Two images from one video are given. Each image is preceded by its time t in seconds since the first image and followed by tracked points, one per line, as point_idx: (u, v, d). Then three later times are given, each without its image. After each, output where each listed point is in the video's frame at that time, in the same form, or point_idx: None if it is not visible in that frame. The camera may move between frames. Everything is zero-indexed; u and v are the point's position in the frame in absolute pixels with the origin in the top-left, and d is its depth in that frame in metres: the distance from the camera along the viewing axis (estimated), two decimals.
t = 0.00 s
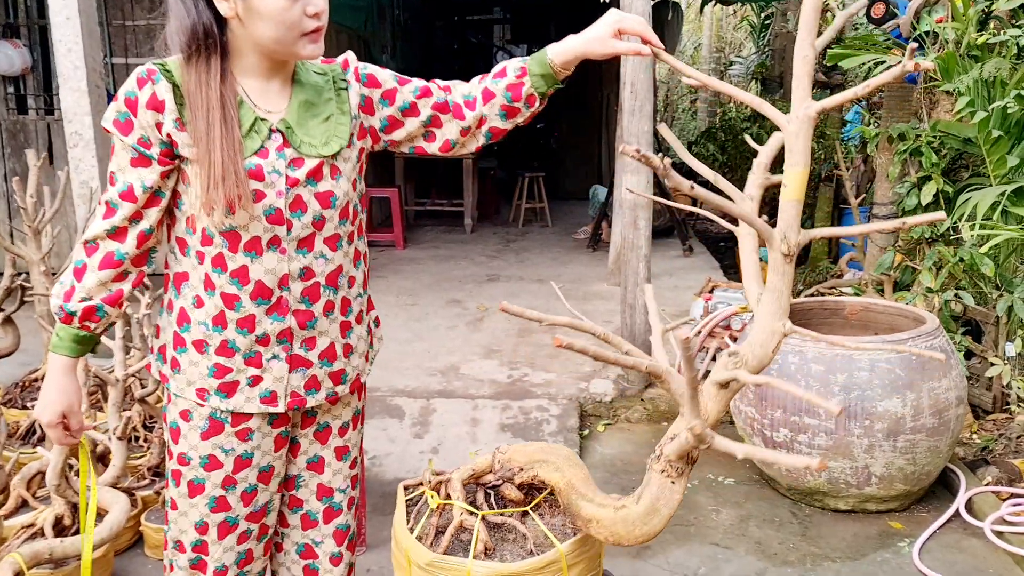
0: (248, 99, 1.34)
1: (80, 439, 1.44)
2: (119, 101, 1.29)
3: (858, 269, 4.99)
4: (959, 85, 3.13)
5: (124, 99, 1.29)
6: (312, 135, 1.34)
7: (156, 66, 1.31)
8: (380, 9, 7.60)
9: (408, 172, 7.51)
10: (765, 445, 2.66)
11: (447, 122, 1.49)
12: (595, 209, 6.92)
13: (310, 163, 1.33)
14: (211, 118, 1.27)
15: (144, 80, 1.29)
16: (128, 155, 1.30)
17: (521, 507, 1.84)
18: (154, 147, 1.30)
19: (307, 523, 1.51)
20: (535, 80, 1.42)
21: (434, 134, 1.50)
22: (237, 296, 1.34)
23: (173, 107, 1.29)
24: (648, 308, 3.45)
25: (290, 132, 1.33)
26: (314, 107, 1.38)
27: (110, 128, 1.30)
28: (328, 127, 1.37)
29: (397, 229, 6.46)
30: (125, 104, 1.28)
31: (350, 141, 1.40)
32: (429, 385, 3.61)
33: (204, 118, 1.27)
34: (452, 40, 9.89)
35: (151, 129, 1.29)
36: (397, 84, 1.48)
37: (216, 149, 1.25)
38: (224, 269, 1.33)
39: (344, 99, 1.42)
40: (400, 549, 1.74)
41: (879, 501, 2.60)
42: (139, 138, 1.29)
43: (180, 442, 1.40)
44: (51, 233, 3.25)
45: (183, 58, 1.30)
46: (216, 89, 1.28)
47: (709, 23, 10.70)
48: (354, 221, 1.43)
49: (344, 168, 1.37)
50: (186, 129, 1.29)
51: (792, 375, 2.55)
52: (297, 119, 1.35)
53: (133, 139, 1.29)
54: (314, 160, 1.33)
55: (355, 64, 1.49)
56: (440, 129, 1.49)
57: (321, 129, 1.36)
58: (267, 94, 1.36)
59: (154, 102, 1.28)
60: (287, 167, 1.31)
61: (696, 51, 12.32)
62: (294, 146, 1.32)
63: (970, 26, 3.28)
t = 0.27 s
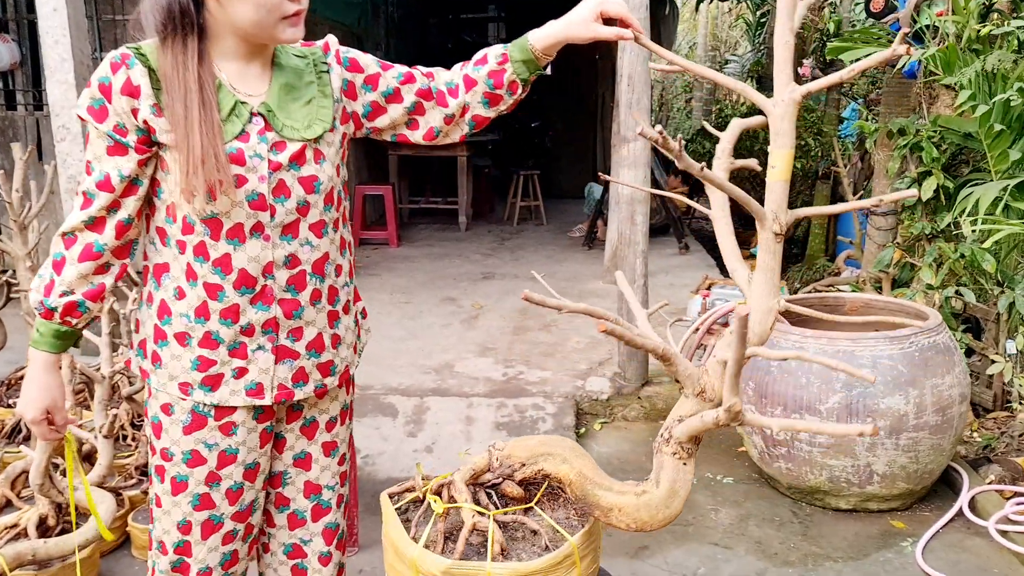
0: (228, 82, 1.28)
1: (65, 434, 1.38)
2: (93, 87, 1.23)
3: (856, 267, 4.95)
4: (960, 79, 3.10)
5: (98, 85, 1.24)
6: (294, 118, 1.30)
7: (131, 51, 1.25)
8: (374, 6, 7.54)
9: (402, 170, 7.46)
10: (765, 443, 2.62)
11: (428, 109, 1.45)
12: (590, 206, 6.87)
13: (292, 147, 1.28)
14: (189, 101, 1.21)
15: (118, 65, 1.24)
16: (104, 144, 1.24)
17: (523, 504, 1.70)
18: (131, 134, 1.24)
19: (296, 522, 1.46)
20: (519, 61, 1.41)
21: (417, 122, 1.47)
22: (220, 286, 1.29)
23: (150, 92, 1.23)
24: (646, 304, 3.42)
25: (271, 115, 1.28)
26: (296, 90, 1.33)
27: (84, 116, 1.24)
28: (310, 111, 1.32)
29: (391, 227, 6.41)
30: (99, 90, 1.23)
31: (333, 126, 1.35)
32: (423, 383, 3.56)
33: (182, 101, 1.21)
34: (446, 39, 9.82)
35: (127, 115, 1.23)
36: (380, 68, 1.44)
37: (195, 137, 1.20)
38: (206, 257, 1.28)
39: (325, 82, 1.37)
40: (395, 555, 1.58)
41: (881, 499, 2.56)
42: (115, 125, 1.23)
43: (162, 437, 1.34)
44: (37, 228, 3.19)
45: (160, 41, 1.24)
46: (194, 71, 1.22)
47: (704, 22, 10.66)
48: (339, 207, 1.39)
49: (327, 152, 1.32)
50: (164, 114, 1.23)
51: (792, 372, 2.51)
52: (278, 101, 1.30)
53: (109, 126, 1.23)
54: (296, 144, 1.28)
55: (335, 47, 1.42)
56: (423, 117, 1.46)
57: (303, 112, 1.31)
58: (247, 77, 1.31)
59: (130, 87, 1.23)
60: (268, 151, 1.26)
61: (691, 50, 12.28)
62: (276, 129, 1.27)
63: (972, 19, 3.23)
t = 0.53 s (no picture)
0: (187, 59, 1.24)
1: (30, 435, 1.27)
2: (46, 67, 1.18)
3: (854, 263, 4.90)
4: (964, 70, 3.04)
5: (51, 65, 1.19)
6: (259, 97, 1.26)
7: (84, 29, 1.20)
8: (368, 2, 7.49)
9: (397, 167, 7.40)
10: (766, 440, 2.56)
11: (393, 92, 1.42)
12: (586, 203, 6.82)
13: (259, 125, 1.24)
14: (149, 75, 1.16)
15: (71, 44, 1.19)
16: (60, 126, 1.19)
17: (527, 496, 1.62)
18: (88, 115, 1.19)
19: (275, 517, 1.40)
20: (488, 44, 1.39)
21: (382, 107, 1.44)
22: (189, 272, 1.24)
23: (105, 71, 1.18)
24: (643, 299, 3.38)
25: (235, 94, 1.24)
26: (260, 69, 1.30)
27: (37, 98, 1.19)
28: (274, 91, 1.29)
29: (385, 224, 6.34)
30: (53, 70, 1.18)
31: (299, 107, 1.31)
32: (417, 379, 3.50)
33: (142, 73, 1.17)
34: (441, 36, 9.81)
35: (82, 93, 1.18)
36: (344, 50, 1.40)
37: (150, 107, 1.15)
38: (172, 241, 1.23)
39: (289, 61, 1.33)
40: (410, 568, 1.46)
41: (885, 497, 2.51)
42: (71, 105, 1.18)
43: (130, 431, 1.29)
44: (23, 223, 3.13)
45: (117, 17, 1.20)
46: (153, 43, 1.18)
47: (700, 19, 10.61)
48: (308, 189, 1.35)
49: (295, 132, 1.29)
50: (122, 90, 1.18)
51: (794, 366, 2.46)
52: (242, 80, 1.26)
53: (64, 105, 1.18)
54: (262, 122, 1.25)
55: (298, 26, 1.39)
56: (388, 101, 1.43)
57: (268, 91, 1.28)
58: (207, 55, 1.26)
59: (84, 65, 1.18)
60: (234, 130, 1.22)
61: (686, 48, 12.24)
62: (240, 108, 1.24)
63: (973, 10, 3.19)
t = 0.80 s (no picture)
0: (141, 38, 1.22)
1: None
2: None
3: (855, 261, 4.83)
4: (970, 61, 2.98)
5: None
6: (218, 79, 1.26)
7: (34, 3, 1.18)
8: None
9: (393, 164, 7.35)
10: (769, 437, 2.51)
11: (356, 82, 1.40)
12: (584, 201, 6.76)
13: (218, 108, 1.24)
14: (100, 51, 1.14)
15: (20, 18, 1.17)
16: (7, 107, 1.19)
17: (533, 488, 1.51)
18: (36, 95, 1.18)
19: (243, 513, 1.38)
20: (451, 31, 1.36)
21: (344, 95, 1.41)
22: (143, 259, 1.23)
23: (55, 48, 1.17)
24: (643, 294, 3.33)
25: (193, 75, 1.23)
26: (219, 51, 1.28)
27: None
28: (232, 73, 1.28)
29: (381, 221, 6.28)
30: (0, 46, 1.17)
31: (259, 90, 1.30)
32: (413, 376, 3.45)
33: (91, 49, 1.14)
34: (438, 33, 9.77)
35: (30, 71, 1.17)
36: (305, 36, 1.39)
37: (103, 84, 1.13)
38: (126, 228, 1.22)
39: (248, 44, 1.32)
40: (415, 573, 1.31)
41: (890, 495, 2.46)
42: (18, 83, 1.18)
43: (86, 424, 1.26)
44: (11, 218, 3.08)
45: None
46: (106, 18, 1.14)
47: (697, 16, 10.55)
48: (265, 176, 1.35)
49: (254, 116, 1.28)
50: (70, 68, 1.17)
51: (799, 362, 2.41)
52: (200, 62, 1.25)
53: (12, 83, 1.17)
54: (221, 106, 1.24)
55: (257, 9, 1.37)
56: (349, 90, 1.41)
57: (227, 74, 1.27)
58: (163, 35, 1.24)
59: (32, 41, 1.17)
60: (192, 112, 1.21)
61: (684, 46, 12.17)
62: (198, 90, 1.23)
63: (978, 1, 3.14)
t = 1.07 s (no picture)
0: (90, 14, 1.15)
1: None
2: None
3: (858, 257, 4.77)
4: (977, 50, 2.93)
5: None
6: (173, 59, 1.20)
7: None
8: None
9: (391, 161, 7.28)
10: (774, 434, 2.45)
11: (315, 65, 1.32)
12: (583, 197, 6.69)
13: (172, 89, 1.18)
14: (47, 25, 1.07)
15: None
16: None
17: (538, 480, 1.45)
18: None
19: (210, 507, 1.32)
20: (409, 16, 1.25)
21: (304, 78, 1.33)
22: (94, 246, 1.17)
23: None
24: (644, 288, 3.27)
25: (146, 55, 1.17)
26: (174, 30, 1.21)
27: None
28: (188, 54, 1.21)
29: (379, 218, 6.21)
30: None
31: (217, 70, 1.24)
32: (411, 373, 3.39)
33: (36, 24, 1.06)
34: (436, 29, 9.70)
35: None
36: (264, 16, 1.31)
37: (49, 59, 1.06)
38: (76, 213, 1.16)
39: (205, 23, 1.24)
40: None
41: (898, 493, 2.41)
42: None
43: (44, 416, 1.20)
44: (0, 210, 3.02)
45: None
46: None
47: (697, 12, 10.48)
48: (225, 159, 1.29)
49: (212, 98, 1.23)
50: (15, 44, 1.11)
51: (804, 357, 2.35)
52: (153, 40, 1.19)
53: None
54: (176, 87, 1.19)
55: None
56: (311, 72, 1.32)
57: (182, 54, 1.21)
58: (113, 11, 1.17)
59: None
60: (145, 93, 1.16)
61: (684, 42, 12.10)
62: (151, 70, 1.17)
63: None
